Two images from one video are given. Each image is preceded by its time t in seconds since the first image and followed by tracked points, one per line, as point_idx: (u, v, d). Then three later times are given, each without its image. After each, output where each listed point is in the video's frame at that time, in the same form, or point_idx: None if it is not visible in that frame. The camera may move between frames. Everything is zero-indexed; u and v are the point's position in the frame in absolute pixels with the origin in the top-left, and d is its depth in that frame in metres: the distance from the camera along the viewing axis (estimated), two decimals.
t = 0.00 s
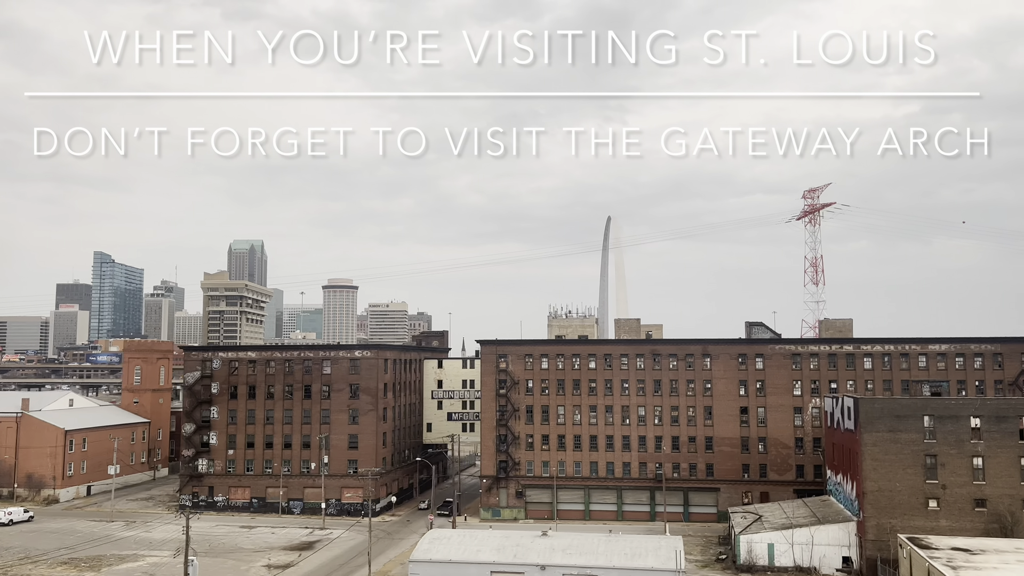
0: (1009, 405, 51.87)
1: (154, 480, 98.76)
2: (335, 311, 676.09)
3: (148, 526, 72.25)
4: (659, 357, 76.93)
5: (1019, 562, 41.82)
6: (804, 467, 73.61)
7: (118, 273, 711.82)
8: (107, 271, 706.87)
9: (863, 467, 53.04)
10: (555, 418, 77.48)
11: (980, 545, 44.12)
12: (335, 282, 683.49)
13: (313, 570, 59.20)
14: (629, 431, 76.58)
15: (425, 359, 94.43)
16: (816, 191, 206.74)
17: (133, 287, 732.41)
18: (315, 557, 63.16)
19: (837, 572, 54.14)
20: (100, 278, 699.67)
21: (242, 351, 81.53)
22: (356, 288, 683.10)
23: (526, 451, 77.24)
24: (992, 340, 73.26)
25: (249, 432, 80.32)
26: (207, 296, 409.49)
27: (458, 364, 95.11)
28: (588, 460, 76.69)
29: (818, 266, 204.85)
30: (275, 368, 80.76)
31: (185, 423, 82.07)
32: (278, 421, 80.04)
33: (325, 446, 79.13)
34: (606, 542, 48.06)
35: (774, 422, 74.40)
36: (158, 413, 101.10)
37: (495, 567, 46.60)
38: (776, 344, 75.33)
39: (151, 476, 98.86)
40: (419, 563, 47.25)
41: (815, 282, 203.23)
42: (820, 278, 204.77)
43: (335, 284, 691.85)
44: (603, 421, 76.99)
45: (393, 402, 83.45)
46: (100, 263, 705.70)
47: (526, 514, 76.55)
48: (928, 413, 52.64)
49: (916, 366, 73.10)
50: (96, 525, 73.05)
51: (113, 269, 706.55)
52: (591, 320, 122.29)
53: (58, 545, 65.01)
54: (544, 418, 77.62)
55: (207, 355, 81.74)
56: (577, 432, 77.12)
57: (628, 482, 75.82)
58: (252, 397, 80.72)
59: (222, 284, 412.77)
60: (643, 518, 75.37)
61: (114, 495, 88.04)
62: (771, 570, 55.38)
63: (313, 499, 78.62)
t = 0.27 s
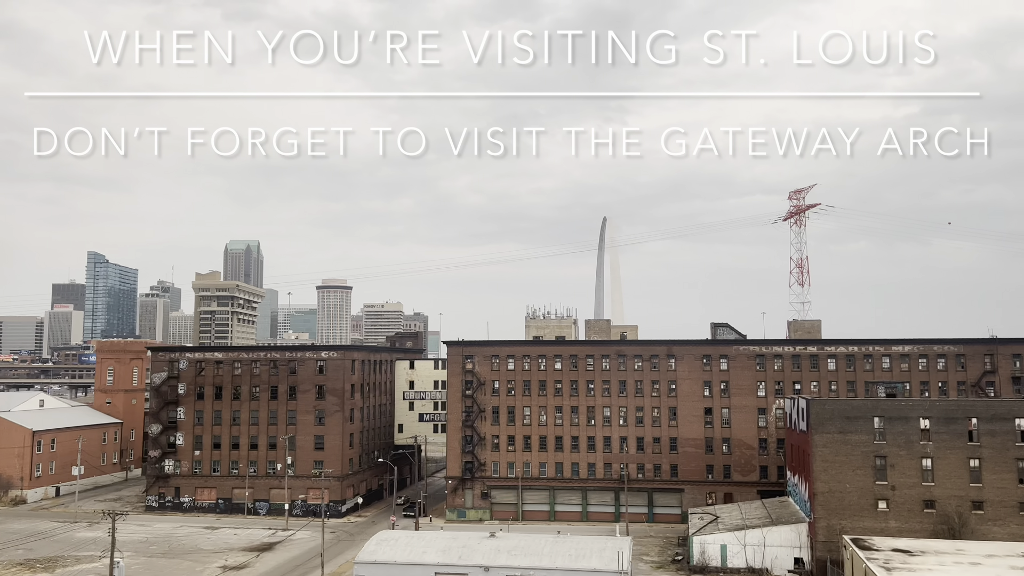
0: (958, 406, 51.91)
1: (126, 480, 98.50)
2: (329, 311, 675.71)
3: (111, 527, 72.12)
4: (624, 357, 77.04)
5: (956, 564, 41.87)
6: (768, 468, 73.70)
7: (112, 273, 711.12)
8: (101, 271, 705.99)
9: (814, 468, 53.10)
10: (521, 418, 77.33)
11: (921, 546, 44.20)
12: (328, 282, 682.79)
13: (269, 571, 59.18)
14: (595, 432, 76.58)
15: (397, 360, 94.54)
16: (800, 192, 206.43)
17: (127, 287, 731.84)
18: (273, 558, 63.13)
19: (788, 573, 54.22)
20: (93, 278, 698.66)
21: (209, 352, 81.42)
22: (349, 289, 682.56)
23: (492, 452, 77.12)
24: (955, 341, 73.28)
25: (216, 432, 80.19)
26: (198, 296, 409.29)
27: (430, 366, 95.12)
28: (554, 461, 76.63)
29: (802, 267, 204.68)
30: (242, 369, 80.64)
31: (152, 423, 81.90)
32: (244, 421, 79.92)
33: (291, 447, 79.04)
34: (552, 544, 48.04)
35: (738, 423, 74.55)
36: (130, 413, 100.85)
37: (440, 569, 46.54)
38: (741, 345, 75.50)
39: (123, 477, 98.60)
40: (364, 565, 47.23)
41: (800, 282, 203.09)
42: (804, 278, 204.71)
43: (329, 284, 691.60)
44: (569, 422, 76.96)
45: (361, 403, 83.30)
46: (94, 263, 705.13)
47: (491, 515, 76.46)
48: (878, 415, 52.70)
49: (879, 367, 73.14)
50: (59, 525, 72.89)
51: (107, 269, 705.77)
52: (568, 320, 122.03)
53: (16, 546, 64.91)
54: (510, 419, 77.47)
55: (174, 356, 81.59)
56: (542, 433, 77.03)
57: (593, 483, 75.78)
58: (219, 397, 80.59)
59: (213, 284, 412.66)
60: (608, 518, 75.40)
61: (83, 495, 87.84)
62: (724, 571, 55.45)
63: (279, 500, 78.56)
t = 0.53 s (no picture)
0: (911, 408, 51.99)
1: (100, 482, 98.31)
2: (323, 312, 674.82)
3: (77, 529, 72.10)
4: (592, 358, 77.10)
5: (897, 565, 41.95)
6: (735, 469, 73.71)
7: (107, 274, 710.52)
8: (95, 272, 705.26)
9: (768, 470, 53.18)
10: (489, 420, 77.26)
11: (867, 548, 44.21)
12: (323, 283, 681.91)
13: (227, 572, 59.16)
14: (562, 433, 76.56)
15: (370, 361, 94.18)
16: (789, 192, 205.81)
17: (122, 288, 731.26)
18: (234, 559, 63.11)
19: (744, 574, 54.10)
20: (88, 279, 697.96)
21: (178, 353, 81.36)
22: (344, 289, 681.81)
23: (460, 454, 77.04)
24: (922, 343, 73.22)
25: (185, 434, 80.17)
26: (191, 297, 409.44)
27: (403, 366, 94.98)
28: (522, 462, 76.56)
29: (791, 268, 204.09)
30: (210, 370, 80.61)
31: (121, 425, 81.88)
32: (213, 423, 79.85)
33: (260, 448, 79.08)
34: (502, 546, 48.02)
35: (704, 424, 74.65)
36: (105, 415, 100.66)
37: (387, 571, 46.56)
38: (708, 346, 75.65)
39: (97, 478, 98.37)
40: (313, 567, 47.28)
41: (788, 283, 202.57)
42: (792, 279, 204.23)
43: (324, 285, 691.02)
44: (537, 424, 76.89)
45: (331, 405, 83.30)
46: (89, 264, 704.72)
47: (459, 516, 76.40)
48: (832, 417, 52.80)
49: (846, 369, 73.14)
50: (25, 527, 72.86)
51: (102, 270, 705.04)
52: (548, 322, 121.56)
53: None
54: (478, 421, 77.40)
55: (143, 357, 81.58)
56: (511, 434, 76.96)
57: (560, 484, 75.75)
58: (188, 399, 80.55)
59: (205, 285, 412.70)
60: (575, 520, 75.35)
61: (53, 497, 87.72)
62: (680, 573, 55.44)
63: (247, 502, 78.47)
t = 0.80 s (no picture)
0: (860, 409, 52.08)
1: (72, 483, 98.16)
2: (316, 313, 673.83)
3: (39, 530, 71.94)
4: (558, 360, 77.08)
5: (833, 567, 41.91)
6: (698, 470, 73.83)
7: (100, 274, 709.52)
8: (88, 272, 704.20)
9: (719, 471, 53.19)
10: (454, 421, 77.07)
11: (807, 550, 44.22)
12: (316, 284, 681.00)
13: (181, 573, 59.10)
14: (527, 434, 76.53)
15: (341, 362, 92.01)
16: (774, 193, 205.64)
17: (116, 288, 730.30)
18: (191, 560, 63.03)
19: None
20: (81, 280, 697.18)
21: (144, 354, 81.26)
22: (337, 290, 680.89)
23: (425, 455, 76.89)
24: (885, 344, 73.32)
25: (150, 435, 80.03)
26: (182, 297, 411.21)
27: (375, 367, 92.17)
28: (487, 464, 76.48)
29: (776, 270, 203.90)
30: (177, 371, 80.53)
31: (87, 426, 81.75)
32: (179, 424, 79.72)
33: (225, 450, 79.00)
34: (448, 548, 48.00)
35: (668, 425, 74.75)
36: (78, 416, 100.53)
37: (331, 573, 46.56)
38: (672, 347, 75.79)
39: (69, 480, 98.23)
40: (256, 569, 47.32)
41: (773, 285, 202.39)
42: (777, 281, 203.77)
43: (318, 286, 690.15)
44: (503, 425, 76.82)
45: (298, 406, 83.21)
46: (82, 265, 703.94)
47: (424, 518, 76.32)
48: (782, 418, 52.88)
49: (809, 371, 73.27)
50: None
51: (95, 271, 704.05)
52: (524, 323, 121.26)
53: None
54: (443, 422, 77.19)
55: (109, 358, 81.45)
56: (476, 436, 76.85)
57: (525, 485, 75.73)
58: (154, 400, 80.45)
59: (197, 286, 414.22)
60: (540, 521, 75.31)
61: (21, 498, 87.56)
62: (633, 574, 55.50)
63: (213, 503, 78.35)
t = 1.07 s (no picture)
0: (810, 410, 52.16)
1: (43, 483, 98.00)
2: (310, 313, 673.04)
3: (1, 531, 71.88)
4: (523, 361, 77.03)
5: (770, 568, 41.96)
6: (662, 471, 73.89)
7: (93, 275, 708.51)
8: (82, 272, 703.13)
9: (669, 472, 53.26)
10: (420, 422, 77.04)
11: (748, 551, 44.28)
12: (310, 283, 680.19)
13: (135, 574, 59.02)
14: (493, 435, 76.50)
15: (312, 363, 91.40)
16: (758, 193, 205.76)
17: (109, 288, 729.23)
18: (148, 561, 62.96)
19: None
20: (75, 280, 696.15)
21: (110, 355, 81.25)
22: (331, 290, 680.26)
23: (390, 456, 76.86)
24: (848, 345, 73.42)
25: (116, 436, 79.97)
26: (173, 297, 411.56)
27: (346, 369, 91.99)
28: (452, 464, 76.45)
29: (760, 271, 204.00)
30: (143, 372, 80.54)
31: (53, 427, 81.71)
32: (145, 425, 79.68)
33: (191, 451, 78.99)
34: (393, 549, 47.98)
35: (632, 426, 74.82)
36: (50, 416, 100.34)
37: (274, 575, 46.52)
38: (637, 348, 75.90)
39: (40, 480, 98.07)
40: (200, 570, 47.28)
41: (757, 285, 202.49)
42: (762, 281, 203.81)
43: (312, 286, 689.34)
44: (468, 426, 76.75)
45: (265, 407, 83.18)
46: (75, 265, 702.88)
47: (389, 519, 76.26)
48: (732, 419, 52.97)
49: (772, 371, 73.42)
50: None
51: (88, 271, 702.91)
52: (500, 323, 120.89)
53: None
54: (409, 423, 77.16)
55: (76, 359, 81.49)
56: (441, 437, 76.82)
57: (489, 486, 75.70)
58: (120, 401, 80.43)
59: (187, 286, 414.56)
60: (504, 522, 75.25)
61: None
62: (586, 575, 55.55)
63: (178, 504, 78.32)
